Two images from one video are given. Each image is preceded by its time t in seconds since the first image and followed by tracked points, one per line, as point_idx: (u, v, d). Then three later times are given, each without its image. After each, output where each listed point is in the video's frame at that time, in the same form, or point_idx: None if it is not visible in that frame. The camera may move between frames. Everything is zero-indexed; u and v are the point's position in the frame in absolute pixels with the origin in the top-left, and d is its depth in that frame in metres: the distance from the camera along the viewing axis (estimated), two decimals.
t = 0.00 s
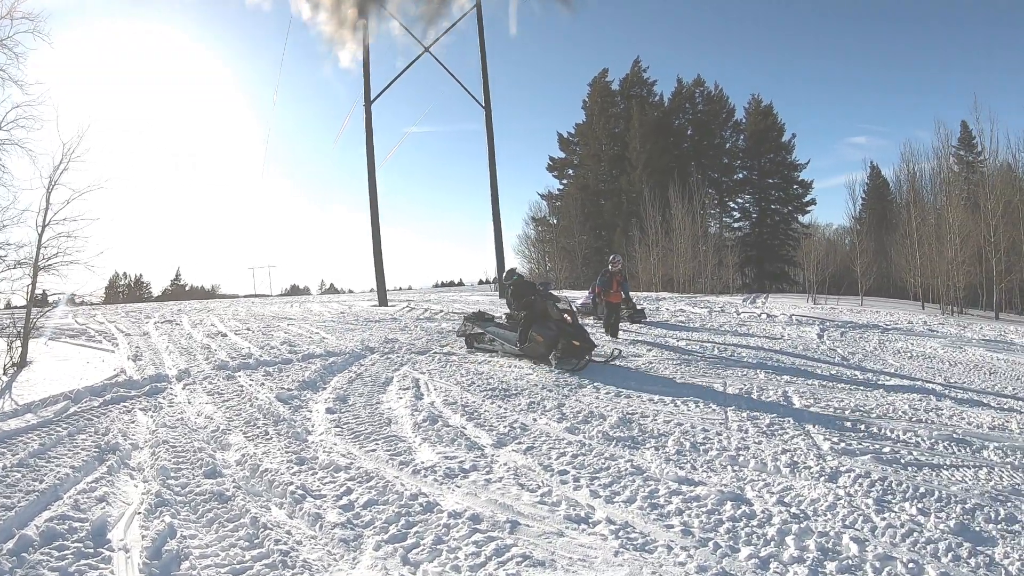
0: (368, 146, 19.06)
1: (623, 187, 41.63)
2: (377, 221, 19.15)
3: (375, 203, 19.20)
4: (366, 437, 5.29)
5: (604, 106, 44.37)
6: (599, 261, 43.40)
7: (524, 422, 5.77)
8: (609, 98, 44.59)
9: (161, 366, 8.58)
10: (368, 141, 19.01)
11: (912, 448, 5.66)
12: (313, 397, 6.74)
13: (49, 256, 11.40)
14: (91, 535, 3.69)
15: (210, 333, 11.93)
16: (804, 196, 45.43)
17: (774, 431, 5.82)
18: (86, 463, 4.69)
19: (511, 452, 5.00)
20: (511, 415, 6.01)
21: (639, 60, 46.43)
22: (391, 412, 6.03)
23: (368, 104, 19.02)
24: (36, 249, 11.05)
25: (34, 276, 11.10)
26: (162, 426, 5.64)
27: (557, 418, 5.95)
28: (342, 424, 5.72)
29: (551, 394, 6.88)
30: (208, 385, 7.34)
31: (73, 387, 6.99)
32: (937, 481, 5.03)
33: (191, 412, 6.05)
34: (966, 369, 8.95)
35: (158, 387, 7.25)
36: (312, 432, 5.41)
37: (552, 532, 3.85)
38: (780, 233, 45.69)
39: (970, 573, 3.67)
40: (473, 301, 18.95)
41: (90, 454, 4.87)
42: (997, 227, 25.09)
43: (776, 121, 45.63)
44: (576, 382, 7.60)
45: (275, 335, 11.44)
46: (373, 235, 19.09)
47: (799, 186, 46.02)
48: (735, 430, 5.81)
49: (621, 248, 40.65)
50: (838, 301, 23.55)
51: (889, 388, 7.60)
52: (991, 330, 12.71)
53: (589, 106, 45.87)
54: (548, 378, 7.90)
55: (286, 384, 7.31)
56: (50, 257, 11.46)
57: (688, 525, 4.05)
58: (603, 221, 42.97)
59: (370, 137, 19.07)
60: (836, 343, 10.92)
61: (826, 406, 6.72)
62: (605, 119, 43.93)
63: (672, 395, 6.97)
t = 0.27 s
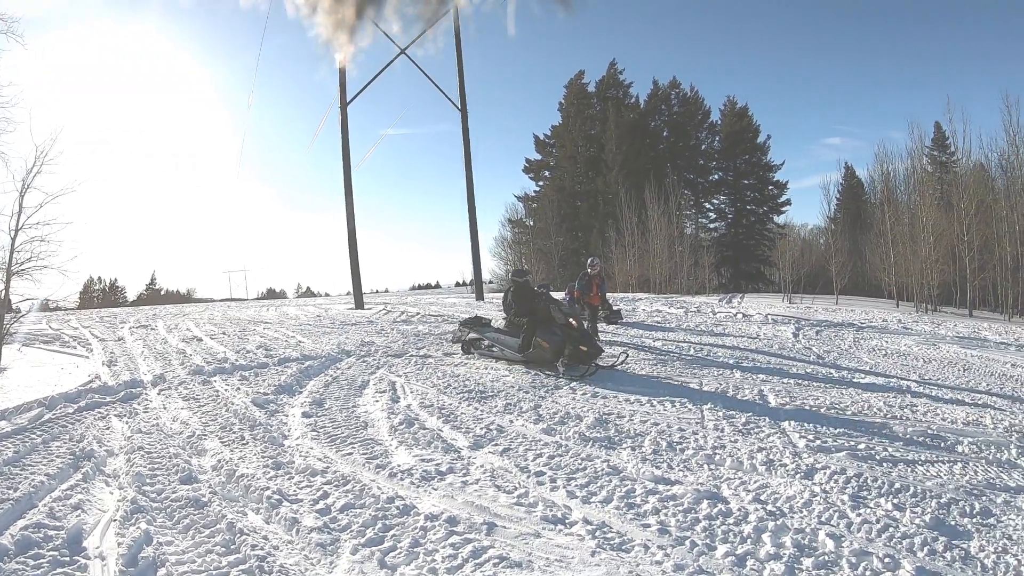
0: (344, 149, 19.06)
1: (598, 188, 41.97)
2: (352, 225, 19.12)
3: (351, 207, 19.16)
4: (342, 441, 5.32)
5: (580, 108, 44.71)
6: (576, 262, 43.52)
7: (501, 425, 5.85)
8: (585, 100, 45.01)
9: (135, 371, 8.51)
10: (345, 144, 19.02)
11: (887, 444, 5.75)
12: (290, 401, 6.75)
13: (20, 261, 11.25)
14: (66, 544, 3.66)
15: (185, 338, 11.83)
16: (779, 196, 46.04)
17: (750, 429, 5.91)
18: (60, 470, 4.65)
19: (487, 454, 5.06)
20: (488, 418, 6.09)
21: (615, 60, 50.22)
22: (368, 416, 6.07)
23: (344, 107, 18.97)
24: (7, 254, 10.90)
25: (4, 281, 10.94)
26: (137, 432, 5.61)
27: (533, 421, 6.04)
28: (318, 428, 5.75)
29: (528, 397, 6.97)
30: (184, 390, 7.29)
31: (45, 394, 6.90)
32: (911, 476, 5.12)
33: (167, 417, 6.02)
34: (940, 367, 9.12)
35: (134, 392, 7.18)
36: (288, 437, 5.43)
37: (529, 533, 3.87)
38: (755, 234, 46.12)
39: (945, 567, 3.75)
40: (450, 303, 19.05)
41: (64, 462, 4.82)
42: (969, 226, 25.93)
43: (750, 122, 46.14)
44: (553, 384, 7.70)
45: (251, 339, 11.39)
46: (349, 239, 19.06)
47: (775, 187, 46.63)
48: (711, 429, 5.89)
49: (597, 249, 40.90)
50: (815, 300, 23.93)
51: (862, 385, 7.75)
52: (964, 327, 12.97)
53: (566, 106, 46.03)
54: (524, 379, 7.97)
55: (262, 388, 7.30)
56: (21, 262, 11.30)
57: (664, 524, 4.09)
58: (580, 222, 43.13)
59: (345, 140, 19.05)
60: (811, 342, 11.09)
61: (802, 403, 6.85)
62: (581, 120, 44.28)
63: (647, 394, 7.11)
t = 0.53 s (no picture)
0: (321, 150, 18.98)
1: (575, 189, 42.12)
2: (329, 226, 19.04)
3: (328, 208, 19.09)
4: (319, 443, 5.34)
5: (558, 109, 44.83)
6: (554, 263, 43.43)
7: (478, 424, 5.89)
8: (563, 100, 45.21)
9: (110, 375, 8.43)
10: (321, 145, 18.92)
11: (863, 439, 5.83)
12: (267, 403, 6.74)
13: None
14: (42, 549, 3.63)
15: (160, 342, 11.72)
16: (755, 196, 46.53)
17: (727, 426, 5.99)
18: (36, 476, 4.61)
19: (464, 454, 5.09)
20: (465, 418, 6.13)
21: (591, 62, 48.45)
22: (345, 417, 6.08)
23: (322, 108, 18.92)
24: None
25: None
26: (113, 436, 5.57)
27: (510, 420, 6.09)
28: (295, 429, 5.75)
29: (506, 397, 7.01)
30: (160, 393, 7.24)
31: (18, 399, 6.81)
32: (888, 470, 5.19)
33: (143, 421, 5.98)
34: (915, 362, 9.25)
35: (109, 397, 7.12)
36: (265, 439, 5.43)
37: (507, 532, 3.89)
38: (732, 233, 46.26)
39: (921, 558, 3.81)
40: (429, 304, 19.05)
41: (39, 467, 4.78)
42: (943, 225, 26.57)
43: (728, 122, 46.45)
44: (531, 384, 7.75)
45: (228, 342, 11.30)
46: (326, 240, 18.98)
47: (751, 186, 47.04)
48: (688, 427, 5.96)
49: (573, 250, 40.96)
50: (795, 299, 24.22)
51: (837, 381, 7.87)
52: (939, 323, 13.18)
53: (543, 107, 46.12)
54: (502, 379, 7.99)
55: (238, 391, 7.26)
56: None
57: (642, 521, 4.12)
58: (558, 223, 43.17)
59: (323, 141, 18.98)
60: (788, 339, 11.24)
61: (778, 400, 6.95)
62: (559, 121, 44.45)
63: (624, 394, 7.19)
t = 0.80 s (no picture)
0: (307, 151, 18.93)
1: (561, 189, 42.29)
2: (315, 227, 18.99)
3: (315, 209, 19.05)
4: (306, 444, 5.34)
5: (543, 110, 44.91)
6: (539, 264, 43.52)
7: (466, 425, 5.91)
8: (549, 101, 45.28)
9: (96, 378, 8.38)
10: (308, 146, 18.88)
11: (850, 437, 5.88)
12: (253, 405, 6.73)
13: None
14: (28, 554, 3.61)
15: (145, 344, 11.67)
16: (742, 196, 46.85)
17: (714, 425, 6.03)
18: (21, 480, 4.58)
19: (451, 455, 5.12)
20: (452, 418, 6.15)
21: (575, 64, 48.07)
22: (333, 419, 6.09)
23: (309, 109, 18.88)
24: None
25: None
26: (98, 440, 5.54)
27: (497, 420, 6.11)
28: (282, 432, 5.75)
29: (493, 397, 7.02)
30: (146, 396, 7.21)
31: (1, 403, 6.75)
32: (874, 467, 5.25)
33: (129, 424, 5.96)
34: (901, 360, 9.33)
35: (96, 400, 7.08)
36: (252, 441, 5.42)
37: (494, 533, 3.90)
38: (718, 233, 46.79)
39: (908, 555, 3.85)
40: (416, 305, 19.06)
41: (24, 471, 4.75)
42: (927, 223, 26.91)
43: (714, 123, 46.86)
44: (519, 384, 7.76)
45: (214, 344, 11.26)
46: (313, 241, 18.94)
47: (736, 186, 47.31)
48: (677, 425, 5.99)
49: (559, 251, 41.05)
50: (781, 298, 24.42)
51: (824, 379, 7.93)
52: (925, 321, 13.29)
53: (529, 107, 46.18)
54: (489, 380, 8.00)
55: (225, 393, 7.25)
56: None
57: (629, 520, 4.14)
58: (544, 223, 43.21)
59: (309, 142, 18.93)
60: (775, 338, 11.31)
61: (765, 398, 7.00)
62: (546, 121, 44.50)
63: (612, 394, 7.22)
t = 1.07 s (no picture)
0: (298, 153, 18.94)
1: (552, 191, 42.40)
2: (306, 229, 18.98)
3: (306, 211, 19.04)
4: (297, 447, 5.34)
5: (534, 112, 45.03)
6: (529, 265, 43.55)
7: (456, 427, 5.92)
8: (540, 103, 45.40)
9: (85, 380, 8.36)
10: (299, 148, 18.89)
11: (840, 438, 5.92)
12: (243, 407, 6.72)
13: None
14: (17, 558, 3.59)
15: (134, 346, 11.63)
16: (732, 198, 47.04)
17: (705, 426, 6.06)
18: (10, 483, 4.57)
19: (442, 457, 5.13)
20: (443, 420, 6.16)
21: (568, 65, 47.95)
22: (324, 420, 6.10)
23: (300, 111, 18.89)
24: None
25: None
26: (88, 443, 5.53)
27: (488, 422, 6.12)
28: (272, 434, 5.75)
29: (483, 399, 7.03)
30: (136, 398, 7.20)
31: None
32: (863, 468, 5.28)
33: (119, 427, 5.95)
34: (891, 361, 9.38)
35: (85, 402, 7.06)
36: (242, 444, 5.42)
37: (485, 535, 3.91)
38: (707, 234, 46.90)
39: (898, 554, 3.87)
40: (407, 307, 19.07)
41: (13, 474, 4.73)
42: (916, 224, 27.10)
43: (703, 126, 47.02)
44: (510, 386, 7.77)
45: (204, 346, 11.24)
46: (304, 243, 18.93)
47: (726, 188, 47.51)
48: (668, 427, 6.02)
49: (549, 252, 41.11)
50: (771, 299, 24.55)
51: (814, 380, 7.97)
52: (914, 322, 13.37)
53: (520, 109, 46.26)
54: (480, 382, 8.01)
55: (215, 395, 7.24)
56: None
57: (620, 522, 4.16)
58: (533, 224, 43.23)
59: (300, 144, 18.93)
60: (765, 339, 11.36)
61: (756, 399, 7.04)
62: (536, 123, 44.61)
63: (603, 395, 7.24)
